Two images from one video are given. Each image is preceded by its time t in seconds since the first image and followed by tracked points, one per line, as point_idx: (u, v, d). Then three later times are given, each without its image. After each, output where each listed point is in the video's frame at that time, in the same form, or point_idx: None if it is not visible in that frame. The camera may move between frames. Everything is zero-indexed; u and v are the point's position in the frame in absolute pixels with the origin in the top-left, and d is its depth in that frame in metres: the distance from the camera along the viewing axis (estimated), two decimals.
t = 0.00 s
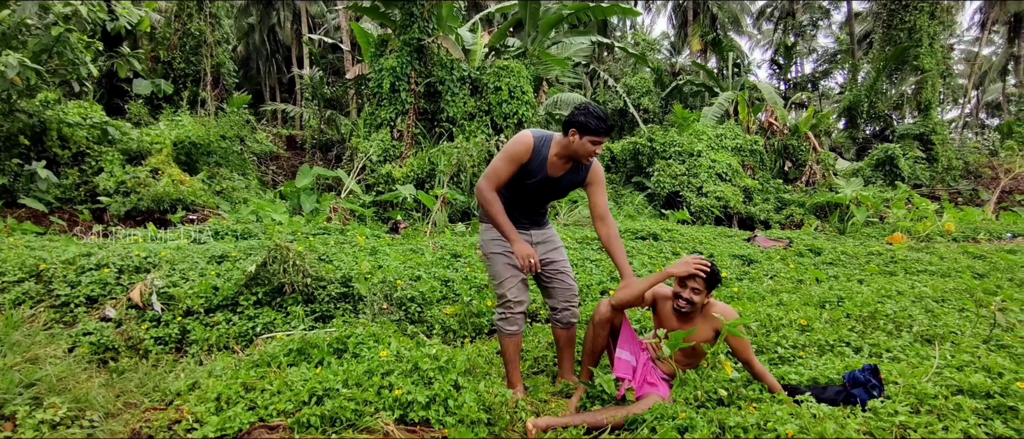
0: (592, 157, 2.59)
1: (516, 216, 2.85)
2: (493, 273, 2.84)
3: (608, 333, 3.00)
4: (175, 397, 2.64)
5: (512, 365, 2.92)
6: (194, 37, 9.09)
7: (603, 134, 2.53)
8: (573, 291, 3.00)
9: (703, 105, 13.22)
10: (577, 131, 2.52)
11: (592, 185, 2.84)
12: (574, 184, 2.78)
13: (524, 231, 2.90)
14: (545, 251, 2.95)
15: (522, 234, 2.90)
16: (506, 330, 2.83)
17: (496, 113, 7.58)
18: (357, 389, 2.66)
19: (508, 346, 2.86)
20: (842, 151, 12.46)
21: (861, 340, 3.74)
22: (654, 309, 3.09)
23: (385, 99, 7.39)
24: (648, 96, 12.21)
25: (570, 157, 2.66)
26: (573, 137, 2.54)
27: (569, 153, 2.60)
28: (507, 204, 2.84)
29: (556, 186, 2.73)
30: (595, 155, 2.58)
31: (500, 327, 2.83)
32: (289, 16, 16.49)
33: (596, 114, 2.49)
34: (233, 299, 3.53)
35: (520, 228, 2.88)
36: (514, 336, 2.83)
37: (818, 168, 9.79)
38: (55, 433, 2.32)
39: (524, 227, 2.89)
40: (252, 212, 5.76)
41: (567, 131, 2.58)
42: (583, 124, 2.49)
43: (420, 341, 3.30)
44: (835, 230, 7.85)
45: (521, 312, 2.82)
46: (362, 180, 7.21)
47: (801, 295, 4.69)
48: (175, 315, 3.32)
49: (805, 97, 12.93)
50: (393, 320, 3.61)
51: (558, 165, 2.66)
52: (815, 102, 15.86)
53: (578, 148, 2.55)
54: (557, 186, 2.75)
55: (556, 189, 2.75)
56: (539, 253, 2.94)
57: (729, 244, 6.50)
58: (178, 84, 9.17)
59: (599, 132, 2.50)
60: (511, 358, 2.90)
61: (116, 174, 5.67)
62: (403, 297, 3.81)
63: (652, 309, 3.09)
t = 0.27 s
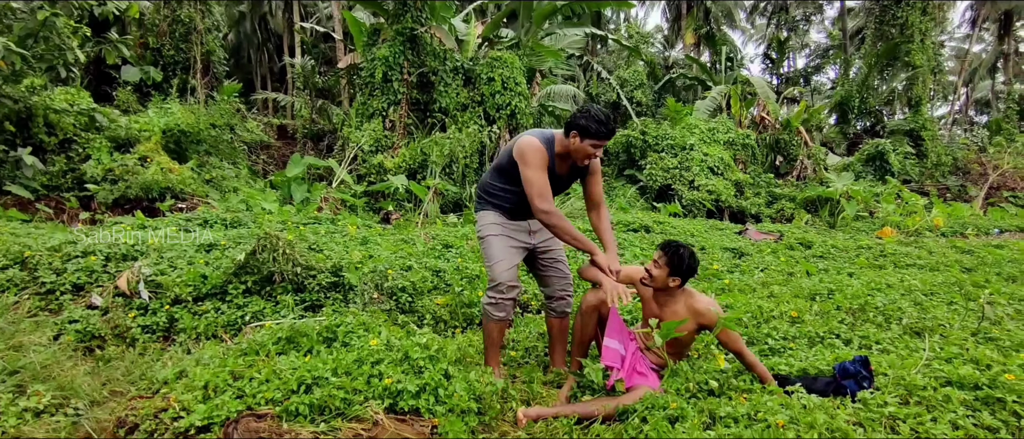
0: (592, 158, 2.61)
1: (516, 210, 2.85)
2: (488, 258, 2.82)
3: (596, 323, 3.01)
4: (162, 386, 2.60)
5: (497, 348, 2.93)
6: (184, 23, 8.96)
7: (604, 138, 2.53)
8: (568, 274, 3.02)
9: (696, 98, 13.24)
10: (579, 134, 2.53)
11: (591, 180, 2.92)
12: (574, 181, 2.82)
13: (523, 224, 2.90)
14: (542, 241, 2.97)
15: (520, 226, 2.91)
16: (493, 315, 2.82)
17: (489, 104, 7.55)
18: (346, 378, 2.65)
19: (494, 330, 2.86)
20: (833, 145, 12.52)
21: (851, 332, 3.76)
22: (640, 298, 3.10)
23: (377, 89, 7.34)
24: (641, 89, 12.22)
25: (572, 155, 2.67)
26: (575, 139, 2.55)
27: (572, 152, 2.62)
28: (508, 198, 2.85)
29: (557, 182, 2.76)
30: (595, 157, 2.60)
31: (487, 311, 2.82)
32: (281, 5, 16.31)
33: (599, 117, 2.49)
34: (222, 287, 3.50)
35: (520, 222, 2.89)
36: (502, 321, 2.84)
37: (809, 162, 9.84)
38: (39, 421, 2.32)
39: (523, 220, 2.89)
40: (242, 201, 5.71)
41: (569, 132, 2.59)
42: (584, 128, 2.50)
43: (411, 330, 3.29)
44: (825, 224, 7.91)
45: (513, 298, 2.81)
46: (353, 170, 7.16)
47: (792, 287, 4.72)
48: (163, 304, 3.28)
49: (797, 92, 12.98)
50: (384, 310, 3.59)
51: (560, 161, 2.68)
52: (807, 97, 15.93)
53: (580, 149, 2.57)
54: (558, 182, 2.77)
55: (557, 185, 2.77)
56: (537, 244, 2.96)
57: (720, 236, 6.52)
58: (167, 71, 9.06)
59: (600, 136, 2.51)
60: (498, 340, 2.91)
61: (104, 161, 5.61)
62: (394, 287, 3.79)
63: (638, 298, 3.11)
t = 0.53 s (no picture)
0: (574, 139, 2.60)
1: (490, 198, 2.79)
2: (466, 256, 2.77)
3: (584, 309, 3.01)
4: (145, 374, 2.57)
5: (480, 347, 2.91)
6: (171, 10, 8.87)
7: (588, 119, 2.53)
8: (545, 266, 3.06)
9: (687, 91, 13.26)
10: (564, 114, 2.50)
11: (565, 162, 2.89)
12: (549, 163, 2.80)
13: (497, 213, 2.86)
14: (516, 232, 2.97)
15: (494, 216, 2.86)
16: (474, 316, 2.80)
17: (480, 94, 7.51)
18: (333, 366, 2.62)
19: (475, 330, 2.84)
20: (823, 140, 12.60)
21: (841, 322, 3.79)
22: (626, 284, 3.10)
23: (368, 78, 7.28)
24: (633, 81, 12.23)
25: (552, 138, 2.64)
26: (559, 119, 2.52)
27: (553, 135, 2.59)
28: (482, 185, 2.77)
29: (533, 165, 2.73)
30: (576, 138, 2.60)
31: (466, 312, 2.79)
32: None
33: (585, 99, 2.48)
34: (208, 275, 3.46)
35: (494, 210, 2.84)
36: (483, 321, 2.82)
37: (799, 156, 9.89)
38: (17, 409, 2.28)
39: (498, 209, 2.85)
40: (229, 190, 5.65)
41: (552, 113, 2.55)
42: (571, 107, 2.47)
43: (399, 319, 3.26)
44: (814, 217, 7.96)
45: (491, 298, 2.77)
46: (343, 160, 7.11)
47: (782, 278, 4.74)
48: (147, 292, 3.23)
49: (788, 86, 13.04)
50: (373, 299, 3.57)
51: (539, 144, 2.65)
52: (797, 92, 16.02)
53: (565, 131, 2.55)
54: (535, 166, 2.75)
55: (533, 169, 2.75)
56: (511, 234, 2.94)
57: (711, 228, 6.55)
58: (153, 58, 8.94)
59: (585, 117, 2.50)
60: (479, 340, 2.88)
61: (88, 149, 5.52)
62: (383, 276, 3.76)
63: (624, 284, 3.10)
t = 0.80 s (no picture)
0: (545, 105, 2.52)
1: (463, 181, 2.74)
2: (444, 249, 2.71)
3: (571, 301, 3.00)
4: (127, 366, 2.53)
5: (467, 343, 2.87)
6: None
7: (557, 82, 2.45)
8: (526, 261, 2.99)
9: (679, 86, 13.26)
10: (530, 78, 2.42)
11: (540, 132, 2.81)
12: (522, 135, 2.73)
13: (472, 197, 2.80)
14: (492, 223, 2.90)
15: (470, 202, 2.81)
16: (457, 311, 2.77)
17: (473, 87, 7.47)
18: (320, 357, 2.58)
19: (459, 326, 2.80)
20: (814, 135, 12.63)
21: (833, 315, 3.78)
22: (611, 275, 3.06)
23: (359, 69, 7.23)
24: (626, 76, 12.22)
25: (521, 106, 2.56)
26: (525, 84, 2.44)
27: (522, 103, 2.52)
28: (454, 166, 2.71)
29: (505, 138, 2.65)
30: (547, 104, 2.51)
31: (449, 307, 2.76)
32: None
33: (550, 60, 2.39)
34: (194, 266, 3.41)
35: (468, 194, 2.78)
36: (466, 316, 2.79)
37: (790, 151, 9.90)
38: None
39: (472, 193, 2.79)
40: (217, 181, 5.59)
41: (518, 78, 2.46)
42: (538, 69, 2.39)
43: (389, 310, 3.23)
44: (806, 211, 7.97)
45: (472, 291, 2.74)
46: (334, 152, 7.05)
47: (774, 271, 4.74)
48: (132, 282, 3.18)
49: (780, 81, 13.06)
50: (362, 290, 3.52)
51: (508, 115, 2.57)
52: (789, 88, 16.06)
53: (533, 96, 2.46)
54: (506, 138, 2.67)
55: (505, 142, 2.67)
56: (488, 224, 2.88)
57: (703, 222, 6.54)
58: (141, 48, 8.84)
59: (554, 78, 2.42)
60: (463, 337, 2.84)
61: (74, 138, 5.45)
62: (373, 268, 3.71)
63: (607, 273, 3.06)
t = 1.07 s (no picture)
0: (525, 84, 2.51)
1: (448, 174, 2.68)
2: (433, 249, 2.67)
3: (570, 301, 2.96)
4: (113, 366, 2.48)
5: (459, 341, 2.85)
6: None
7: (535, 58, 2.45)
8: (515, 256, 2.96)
9: (675, 86, 13.24)
10: (508, 56, 2.41)
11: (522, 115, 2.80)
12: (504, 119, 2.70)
13: (458, 192, 2.74)
14: (480, 220, 2.84)
15: (457, 198, 2.75)
16: (448, 310, 2.74)
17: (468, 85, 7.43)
18: (309, 357, 2.54)
19: (450, 326, 2.78)
20: (809, 135, 12.63)
21: (829, 314, 3.75)
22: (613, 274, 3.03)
23: (353, 67, 7.19)
24: (621, 75, 12.20)
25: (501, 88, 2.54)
26: (504, 63, 2.43)
27: (501, 84, 2.50)
28: (438, 158, 2.66)
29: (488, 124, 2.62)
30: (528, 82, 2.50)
31: (439, 307, 2.74)
32: None
33: (526, 36, 2.39)
34: (184, 265, 3.36)
35: (455, 188, 2.72)
36: (457, 316, 2.76)
37: (785, 151, 9.89)
38: None
39: (459, 188, 2.73)
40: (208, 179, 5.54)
41: (496, 58, 2.45)
42: (516, 47, 2.39)
43: (381, 310, 3.18)
44: (800, 211, 7.95)
45: (462, 290, 2.71)
46: (327, 150, 7.01)
47: (770, 270, 4.71)
48: (120, 281, 3.14)
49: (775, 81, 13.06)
50: (354, 289, 3.48)
51: (489, 97, 2.54)
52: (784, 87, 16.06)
53: (513, 74, 2.44)
54: (490, 124, 2.63)
55: (489, 128, 2.64)
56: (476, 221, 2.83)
57: (698, 221, 6.51)
58: (133, 45, 8.93)
59: (532, 55, 2.42)
60: (454, 337, 2.82)
61: (63, 135, 5.40)
62: (366, 266, 3.67)
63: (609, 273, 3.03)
